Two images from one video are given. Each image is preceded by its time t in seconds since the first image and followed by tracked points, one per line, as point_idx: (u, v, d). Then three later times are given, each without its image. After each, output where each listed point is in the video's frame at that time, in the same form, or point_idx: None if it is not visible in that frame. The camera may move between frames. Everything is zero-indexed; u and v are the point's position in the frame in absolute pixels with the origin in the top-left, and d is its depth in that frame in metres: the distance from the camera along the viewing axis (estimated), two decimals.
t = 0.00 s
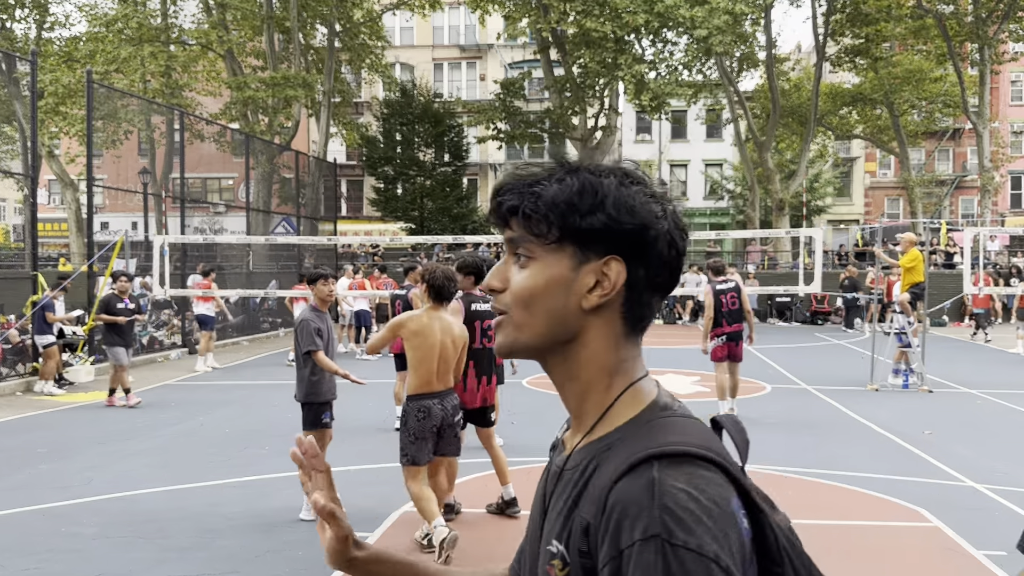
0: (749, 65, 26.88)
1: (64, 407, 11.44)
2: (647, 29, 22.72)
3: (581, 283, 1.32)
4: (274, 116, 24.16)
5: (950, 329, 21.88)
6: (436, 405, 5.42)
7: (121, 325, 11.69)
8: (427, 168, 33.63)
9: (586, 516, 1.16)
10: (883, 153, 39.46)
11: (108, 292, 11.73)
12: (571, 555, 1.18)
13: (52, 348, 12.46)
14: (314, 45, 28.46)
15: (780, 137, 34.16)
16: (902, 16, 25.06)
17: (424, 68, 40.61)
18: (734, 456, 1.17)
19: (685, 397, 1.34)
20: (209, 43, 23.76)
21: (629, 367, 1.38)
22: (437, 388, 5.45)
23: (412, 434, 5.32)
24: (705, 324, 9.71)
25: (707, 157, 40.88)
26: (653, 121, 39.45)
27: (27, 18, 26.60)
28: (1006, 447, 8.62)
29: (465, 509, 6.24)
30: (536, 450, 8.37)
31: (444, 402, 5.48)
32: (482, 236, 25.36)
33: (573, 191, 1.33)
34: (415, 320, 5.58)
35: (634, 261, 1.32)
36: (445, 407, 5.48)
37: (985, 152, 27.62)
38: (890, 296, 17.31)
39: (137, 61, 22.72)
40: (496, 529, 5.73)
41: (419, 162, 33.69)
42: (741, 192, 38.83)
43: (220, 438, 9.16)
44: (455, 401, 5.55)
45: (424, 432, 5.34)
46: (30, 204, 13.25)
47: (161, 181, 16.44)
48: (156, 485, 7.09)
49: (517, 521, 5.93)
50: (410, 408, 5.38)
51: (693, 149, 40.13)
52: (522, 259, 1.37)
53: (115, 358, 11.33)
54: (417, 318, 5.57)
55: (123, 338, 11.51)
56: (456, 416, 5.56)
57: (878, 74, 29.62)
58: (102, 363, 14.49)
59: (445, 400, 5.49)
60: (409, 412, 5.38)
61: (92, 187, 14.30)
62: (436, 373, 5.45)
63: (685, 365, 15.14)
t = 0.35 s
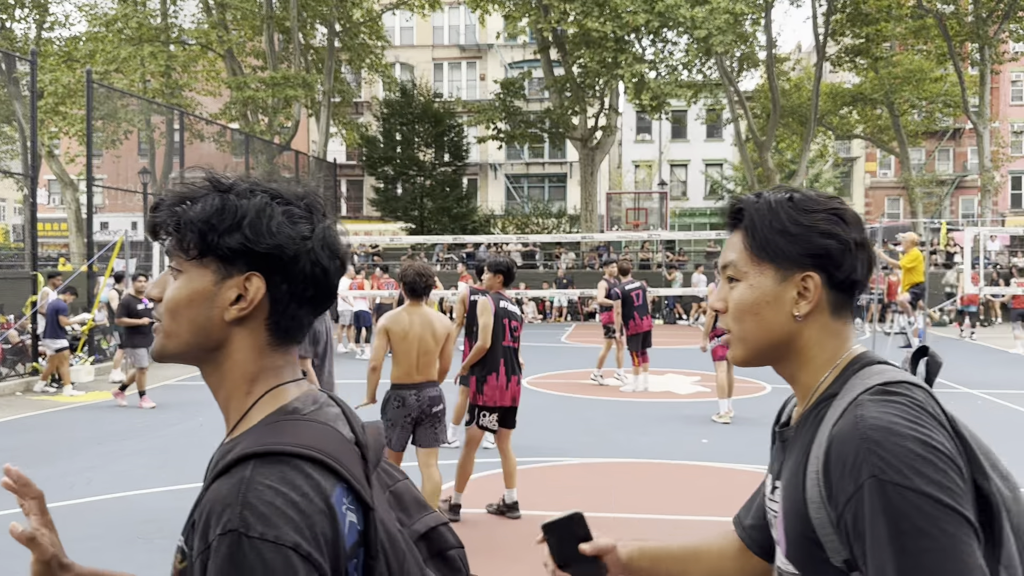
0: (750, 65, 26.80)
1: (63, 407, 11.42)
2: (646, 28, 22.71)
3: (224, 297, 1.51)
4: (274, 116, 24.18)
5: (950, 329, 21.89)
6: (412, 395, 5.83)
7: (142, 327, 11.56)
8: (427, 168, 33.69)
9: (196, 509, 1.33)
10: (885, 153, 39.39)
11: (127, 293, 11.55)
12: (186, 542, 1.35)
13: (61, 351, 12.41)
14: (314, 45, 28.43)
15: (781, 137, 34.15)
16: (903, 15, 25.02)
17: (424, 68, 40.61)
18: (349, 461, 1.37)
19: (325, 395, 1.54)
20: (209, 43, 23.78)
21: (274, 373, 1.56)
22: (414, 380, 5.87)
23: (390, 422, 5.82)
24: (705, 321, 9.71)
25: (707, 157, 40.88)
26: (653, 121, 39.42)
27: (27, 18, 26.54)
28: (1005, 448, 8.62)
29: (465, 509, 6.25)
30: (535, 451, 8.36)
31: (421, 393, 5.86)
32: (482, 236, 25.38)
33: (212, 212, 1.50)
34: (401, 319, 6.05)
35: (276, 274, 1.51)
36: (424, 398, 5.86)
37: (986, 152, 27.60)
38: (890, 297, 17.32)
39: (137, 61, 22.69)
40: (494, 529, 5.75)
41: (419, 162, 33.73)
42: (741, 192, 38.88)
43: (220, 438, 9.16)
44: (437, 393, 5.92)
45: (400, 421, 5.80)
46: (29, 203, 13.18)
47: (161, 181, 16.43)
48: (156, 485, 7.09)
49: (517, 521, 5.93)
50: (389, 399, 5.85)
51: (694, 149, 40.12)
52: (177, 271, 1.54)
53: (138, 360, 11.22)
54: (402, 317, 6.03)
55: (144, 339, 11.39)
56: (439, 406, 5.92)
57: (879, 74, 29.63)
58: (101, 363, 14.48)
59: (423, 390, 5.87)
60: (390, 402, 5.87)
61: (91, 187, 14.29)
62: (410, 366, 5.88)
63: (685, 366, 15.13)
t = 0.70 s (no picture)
0: (750, 65, 26.80)
1: (64, 407, 11.44)
2: (647, 29, 22.71)
3: None
4: (274, 116, 24.20)
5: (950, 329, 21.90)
6: (391, 391, 5.92)
7: (169, 324, 11.36)
8: (427, 168, 33.70)
9: None
10: (884, 153, 39.41)
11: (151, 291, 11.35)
12: None
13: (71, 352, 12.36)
14: (315, 45, 28.46)
15: (781, 138, 34.20)
16: (902, 15, 25.02)
17: (424, 68, 40.60)
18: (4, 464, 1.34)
19: None
20: (209, 43, 23.81)
21: None
22: (392, 377, 5.96)
23: (369, 418, 5.91)
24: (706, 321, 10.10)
25: (707, 157, 40.92)
26: (653, 121, 39.43)
27: (27, 18, 26.57)
28: (1004, 447, 8.63)
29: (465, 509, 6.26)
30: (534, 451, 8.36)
31: (400, 389, 5.95)
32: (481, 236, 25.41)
33: None
34: (375, 317, 6.08)
35: None
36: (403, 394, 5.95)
37: (985, 152, 27.61)
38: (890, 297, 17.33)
39: (137, 61, 22.70)
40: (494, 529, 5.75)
41: (419, 162, 33.74)
42: (741, 192, 38.93)
43: (219, 438, 9.16)
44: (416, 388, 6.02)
45: (379, 416, 5.89)
46: (30, 203, 13.15)
47: (161, 181, 16.44)
48: (156, 485, 7.10)
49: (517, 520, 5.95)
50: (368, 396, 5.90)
51: (694, 149, 40.15)
52: None
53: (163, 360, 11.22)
54: (376, 316, 6.06)
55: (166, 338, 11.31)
56: (418, 402, 6.02)
57: (879, 74, 29.68)
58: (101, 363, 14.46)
59: (402, 386, 5.95)
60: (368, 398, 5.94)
61: (92, 187, 14.29)
62: (388, 364, 5.95)
63: (685, 365, 15.17)
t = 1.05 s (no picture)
0: (749, 66, 26.88)
1: (65, 407, 11.48)
2: (646, 29, 22.76)
3: None
4: (275, 117, 24.26)
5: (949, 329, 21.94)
6: (388, 386, 6.39)
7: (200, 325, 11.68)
8: (427, 169, 33.74)
9: None
10: (883, 154, 39.49)
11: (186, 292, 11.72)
12: None
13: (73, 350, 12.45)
14: (315, 46, 28.56)
15: (780, 138, 34.29)
16: (901, 16, 25.10)
17: (424, 69, 40.66)
18: None
19: None
20: (210, 44, 23.87)
21: None
22: (390, 373, 6.42)
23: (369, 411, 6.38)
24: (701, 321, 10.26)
25: (706, 157, 41.02)
26: (652, 122, 39.51)
27: (28, 19, 26.66)
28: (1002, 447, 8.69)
29: (465, 508, 6.29)
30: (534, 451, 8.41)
31: (397, 383, 6.42)
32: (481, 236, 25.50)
33: None
34: (377, 317, 6.53)
35: None
36: (399, 390, 6.42)
37: (983, 152, 27.67)
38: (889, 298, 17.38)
39: (138, 61, 22.76)
40: (495, 528, 5.79)
41: (420, 163, 33.79)
42: (740, 192, 39.00)
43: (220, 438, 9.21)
44: (410, 385, 6.49)
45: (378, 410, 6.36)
46: (32, 203, 13.23)
47: (162, 181, 16.50)
48: (157, 485, 7.14)
49: (517, 520, 5.98)
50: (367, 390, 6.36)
51: (693, 149, 40.23)
52: None
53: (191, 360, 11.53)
54: (379, 316, 6.51)
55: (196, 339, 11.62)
56: (410, 399, 6.49)
57: (877, 75, 29.72)
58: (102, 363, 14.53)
59: (399, 381, 6.42)
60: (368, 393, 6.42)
61: (93, 187, 14.32)
62: (385, 361, 6.41)
63: (685, 365, 15.22)
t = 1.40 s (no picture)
0: (748, 66, 26.91)
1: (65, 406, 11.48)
2: (646, 29, 22.77)
3: None
4: (275, 117, 24.30)
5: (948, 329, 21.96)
6: (390, 377, 6.44)
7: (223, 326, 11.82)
8: (427, 169, 33.76)
9: None
10: (882, 154, 39.55)
11: (207, 292, 11.82)
12: None
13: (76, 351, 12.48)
14: (316, 46, 28.60)
15: (779, 138, 34.36)
16: (900, 17, 25.13)
17: (424, 69, 40.70)
18: None
19: None
20: (210, 44, 23.91)
21: None
22: (391, 365, 6.47)
23: (370, 401, 6.42)
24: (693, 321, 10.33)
25: (705, 157, 41.08)
26: (652, 122, 39.56)
27: (29, 20, 26.73)
28: (1001, 447, 8.72)
29: (465, 508, 6.30)
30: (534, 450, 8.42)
31: (398, 374, 6.48)
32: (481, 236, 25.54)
33: None
34: (377, 309, 6.56)
35: None
36: (400, 378, 6.47)
37: (983, 153, 27.70)
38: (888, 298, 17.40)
39: (139, 62, 22.77)
40: (495, 528, 5.81)
41: (420, 163, 33.81)
42: (740, 192, 39.07)
43: (220, 437, 9.21)
44: (409, 374, 6.53)
45: (379, 400, 6.41)
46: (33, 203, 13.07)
47: (163, 181, 16.52)
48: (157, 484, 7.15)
49: (517, 520, 5.99)
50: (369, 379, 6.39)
51: (693, 149, 40.29)
52: None
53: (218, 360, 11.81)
54: (380, 307, 6.54)
55: (222, 338, 11.88)
56: (411, 387, 6.54)
57: (877, 75, 29.76)
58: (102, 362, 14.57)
59: (400, 372, 6.48)
60: (368, 383, 6.45)
61: (93, 187, 14.29)
62: (388, 352, 6.45)
63: (685, 365, 15.23)
